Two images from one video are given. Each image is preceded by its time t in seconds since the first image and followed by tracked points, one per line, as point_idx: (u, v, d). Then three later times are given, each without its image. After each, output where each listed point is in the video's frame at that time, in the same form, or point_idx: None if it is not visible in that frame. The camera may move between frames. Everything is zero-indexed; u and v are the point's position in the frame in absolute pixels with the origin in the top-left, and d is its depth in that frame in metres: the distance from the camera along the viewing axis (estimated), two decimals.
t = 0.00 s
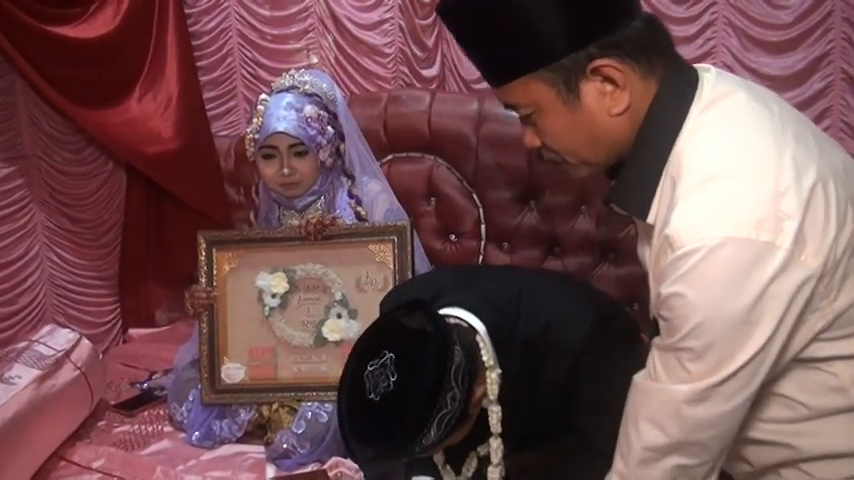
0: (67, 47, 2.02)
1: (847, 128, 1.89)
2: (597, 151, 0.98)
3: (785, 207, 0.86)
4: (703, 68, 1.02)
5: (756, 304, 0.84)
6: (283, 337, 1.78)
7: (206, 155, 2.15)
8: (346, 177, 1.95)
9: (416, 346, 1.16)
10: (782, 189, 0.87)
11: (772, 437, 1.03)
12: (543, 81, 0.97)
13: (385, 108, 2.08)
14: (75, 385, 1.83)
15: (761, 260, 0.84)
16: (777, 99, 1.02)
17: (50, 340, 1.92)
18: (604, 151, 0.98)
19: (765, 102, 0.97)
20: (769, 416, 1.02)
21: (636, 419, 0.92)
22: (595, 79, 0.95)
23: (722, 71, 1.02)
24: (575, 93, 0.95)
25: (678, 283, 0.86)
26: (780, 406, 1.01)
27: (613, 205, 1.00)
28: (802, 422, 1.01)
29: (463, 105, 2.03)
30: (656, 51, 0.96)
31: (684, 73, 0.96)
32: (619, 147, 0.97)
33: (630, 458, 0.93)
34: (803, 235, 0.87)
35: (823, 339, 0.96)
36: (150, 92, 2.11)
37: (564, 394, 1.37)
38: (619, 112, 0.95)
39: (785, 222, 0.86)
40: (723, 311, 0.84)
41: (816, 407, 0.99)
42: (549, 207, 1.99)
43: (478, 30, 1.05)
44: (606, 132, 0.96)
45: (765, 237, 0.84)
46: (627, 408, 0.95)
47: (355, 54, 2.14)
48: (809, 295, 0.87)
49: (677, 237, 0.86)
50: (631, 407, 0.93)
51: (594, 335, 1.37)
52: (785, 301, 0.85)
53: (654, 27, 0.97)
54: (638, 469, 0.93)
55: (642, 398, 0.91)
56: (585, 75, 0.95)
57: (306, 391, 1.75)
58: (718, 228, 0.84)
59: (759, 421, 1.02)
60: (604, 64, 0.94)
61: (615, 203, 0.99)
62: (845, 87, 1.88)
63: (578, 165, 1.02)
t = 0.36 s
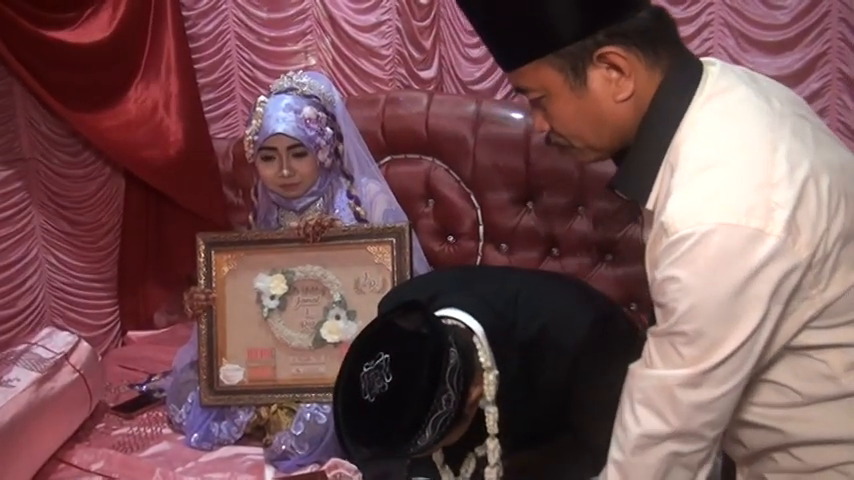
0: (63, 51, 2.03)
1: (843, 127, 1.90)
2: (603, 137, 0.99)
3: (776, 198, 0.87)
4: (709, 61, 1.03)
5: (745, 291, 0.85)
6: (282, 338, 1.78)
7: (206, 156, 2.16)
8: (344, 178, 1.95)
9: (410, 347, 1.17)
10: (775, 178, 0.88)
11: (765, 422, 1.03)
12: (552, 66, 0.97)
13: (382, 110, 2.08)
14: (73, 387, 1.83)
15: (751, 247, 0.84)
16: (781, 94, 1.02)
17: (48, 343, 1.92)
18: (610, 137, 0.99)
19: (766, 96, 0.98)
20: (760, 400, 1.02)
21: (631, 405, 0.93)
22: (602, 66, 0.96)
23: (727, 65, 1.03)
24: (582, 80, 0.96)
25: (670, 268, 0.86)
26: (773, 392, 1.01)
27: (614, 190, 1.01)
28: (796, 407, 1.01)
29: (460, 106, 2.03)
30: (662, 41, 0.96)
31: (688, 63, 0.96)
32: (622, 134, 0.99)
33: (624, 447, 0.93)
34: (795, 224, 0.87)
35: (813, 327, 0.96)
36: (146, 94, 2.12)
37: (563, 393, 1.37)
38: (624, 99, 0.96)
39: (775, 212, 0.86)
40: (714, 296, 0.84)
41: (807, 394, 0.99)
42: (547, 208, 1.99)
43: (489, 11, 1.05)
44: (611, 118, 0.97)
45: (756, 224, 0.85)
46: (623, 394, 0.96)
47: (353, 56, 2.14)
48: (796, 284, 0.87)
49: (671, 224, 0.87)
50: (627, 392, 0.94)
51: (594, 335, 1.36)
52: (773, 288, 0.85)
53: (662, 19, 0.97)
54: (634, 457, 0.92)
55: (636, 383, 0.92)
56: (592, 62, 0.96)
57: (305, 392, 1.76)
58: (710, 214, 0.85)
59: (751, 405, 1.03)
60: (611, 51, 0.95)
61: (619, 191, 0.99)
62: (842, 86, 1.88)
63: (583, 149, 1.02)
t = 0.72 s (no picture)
0: (55, 50, 2.02)
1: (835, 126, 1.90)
2: (600, 127, 1.00)
3: (770, 192, 0.87)
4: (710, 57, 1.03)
5: (736, 283, 0.85)
6: (275, 334, 1.78)
7: (199, 153, 2.17)
8: (337, 174, 1.95)
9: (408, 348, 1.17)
10: (768, 172, 0.88)
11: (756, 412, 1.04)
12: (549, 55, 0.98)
13: (376, 107, 2.08)
14: (65, 385, 1.83)
15: (743, 240, 0.84)
16: (780, 91, 1.03)
17: (40, 340, 1.91)
18: (606, 127, 1.00)
19: (764, 92, 0.98)
20: (752, 391, 1.03)
21: (623, 396, 0.92)
22: (600, 57, 0.97)
23: (727, 61, 1.03)
24: (580, 69, 0.97)
25: (664, 259, 0.86)
26: (765, 383, 1.01)
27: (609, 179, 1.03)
28: (788, 399, 1.01)
29: (453, 104, 2.03)
30: (664, 34, 0.97)
31: (688, 59, 0.97)
32: (618, 124, 1.00)
33: (614, 437, 0.92)
34: (787, 218, 0.87)
35: (804, 320, 0.97)
36: (132, 95, 2.12)
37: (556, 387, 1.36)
38: (620, 90, 0.97)
39: (768, 205, 0.86)
40: (705, 287, 0.84)
41: (798, 385, 0.99)
42: (540, 206, 2.00)
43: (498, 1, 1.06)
44: (608, 109, 0.99)
45: (748, 217, 0.85)
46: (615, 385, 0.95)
47: (346, 54, 2.14)
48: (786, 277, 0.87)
49: (665, 215, 0.87)
50: (619, 380, 0.93)
51: (587, 333, 1.37)
52: (763, 280, 0.85)
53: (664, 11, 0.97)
54: (625, 447, 0.91)
55: (628, 373, 0.91)
56: (590, 52, 0.97)
57: (298, 388, 1.76)
58: (703, 206, 0.85)
59: (743, 395, 1.03)
60: (608, 43, 0.96)
61: (619, 180, 1.00)
62: (834, 85, 1.89)
63: (582, 138, 1.03)
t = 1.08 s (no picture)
0: (45, 47, 2.03)
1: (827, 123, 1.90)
2: (589, 114, 1.01)
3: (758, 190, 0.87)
4: (707, 51, 1.04)
5: (721, 278, 0.85)
6: (268, 330, 1.78)
7: (190, 150, 2.17)
8: (330, 170, 1.95)
9: (418, 356, 1.20)
10: (756, 169, 0.88)
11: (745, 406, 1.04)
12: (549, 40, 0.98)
13: (368, 103, 2.08)
14: (58, 382, 1.82)
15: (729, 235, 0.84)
16: (777, 89, 1.03)
17: (33, 337, 1.91)
18: (595, 114, 1.01)
19: (759, 90, 0.98)
20: (738, 386, 1.04)
21: (613, 389, 0.92)
22: (591, 47, 0.97)
23: (722, 56, 1.03)
24: (571, 58, 0.98)
25: (651, 253, 0.87)
26: (751, 379, 1.02)
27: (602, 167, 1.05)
28: (775, 395, 1.02)
29: (446, 100, 2.03)
30: (659, 30, 0.97)
31: (686, 54, 0.97)
32: (608, 112, 1.01)
33: (604, 431, 0.92)
34: (774, 214, 0.87)
35: (791, 315, 0.97)
36: (121, 92, 2.12)
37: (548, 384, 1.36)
38: (610, 81, 0.98)
39: (755, 203, 0.86)
40: (692, 282, 0.85)
41: (783, 380, 1.00)
42: (532, 202, 2.00)
43: None
44: (597, 98, 0.99)
45: (735, 213, 0.85)
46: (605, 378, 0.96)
47: (339, 50, 2.14)
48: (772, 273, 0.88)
49: (654, 209, 0.88)
50: (609, 373, 0.94)
51: (582, 332, 1.38)
52: (749, 276, 0.86)
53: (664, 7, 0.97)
54: (615, 441, 0.91)
55: (617, 367, 0.92)
56: (581, 42, 0.97)
57: (291, 384, 1.75)
58: (691, 202, 0.85)
59: (730, 389, 1.04)
60: (598, 34, 0.96)
61: (611, 172, 1.02)
62: (826, 82, 1.88)
63: (570, 123, 1.04)
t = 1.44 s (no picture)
0: (40, 40, 2.01)
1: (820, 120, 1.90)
2: (580, 103, 1.02)
3: (747, 185, 0.87)
4: (703, 45, 1.04)
5: (709, 272, 0.85)
6: (260, 325, 1.78)
7: (183, 148, 2.19)
8: (321, 165, 1.95)
9: (409, 356, 1.21)
10: (746, 164, 0.88)
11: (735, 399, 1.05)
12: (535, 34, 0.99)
13: (361, 99, 2.09)
14: (50, 378, 1.82)
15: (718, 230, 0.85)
16: (773, 83, 1.03)
17: (25, 333, 1.90)
18: (587, 104, 1.02)
19: (753, 84, 0.98)
20: (726, 380, 1.04)
21: (601, 381, 0.93)
22: (582, 37, 0.97)
23: (719, 51, 1.03)
24: (563, 47, 0.98)
25: (640, 246, 0.87)
26: (738, 374, 1.03)
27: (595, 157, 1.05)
28: (763, 389, 1.02)
29: (439, 96, 2.03)
30: (653, 21, 0.96)
31: (682, 44, 0.98)
32: (599, 102, 1.01)
33: (592, 423, 0.93)
34: (764, 210, 0.87)
35: (779, 309, 0.97)
36: (113, 88, 2.12)
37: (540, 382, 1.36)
38: (601, 71, 0.98)
39: (744, 198, 0.87)
40: (680, 276, 0.85)
41: (771, 375, 1.00)
42: (525, 198, 2.00)
43: None
44: (589, 88, 1.00)
45: (723, 208, 0.85)
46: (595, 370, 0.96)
47: (332, 46, 2.14)
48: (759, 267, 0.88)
49: (644, 203, 0.88)
50: (598, 364, 0.94)
51: (575, 329, 1.37)
52: (737, 270, 0.86)
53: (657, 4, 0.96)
54: (603, 433, 0.92)
55: (606, 359, 0.92)
56: (572, 32, 0.97)
57: (283, 379, 1.75)
58: (680, 196, 0.86)
59: (718, 382, 1.05)
60: (589, 26, 0.96)
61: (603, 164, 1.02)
62: (818, 79, 1.88)
63: (562, 109, 1.05)
